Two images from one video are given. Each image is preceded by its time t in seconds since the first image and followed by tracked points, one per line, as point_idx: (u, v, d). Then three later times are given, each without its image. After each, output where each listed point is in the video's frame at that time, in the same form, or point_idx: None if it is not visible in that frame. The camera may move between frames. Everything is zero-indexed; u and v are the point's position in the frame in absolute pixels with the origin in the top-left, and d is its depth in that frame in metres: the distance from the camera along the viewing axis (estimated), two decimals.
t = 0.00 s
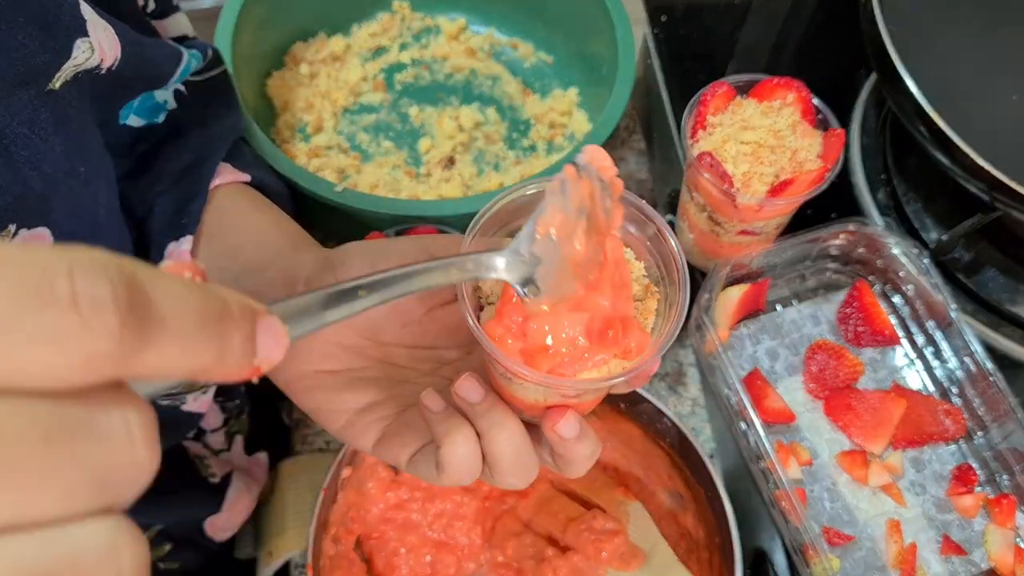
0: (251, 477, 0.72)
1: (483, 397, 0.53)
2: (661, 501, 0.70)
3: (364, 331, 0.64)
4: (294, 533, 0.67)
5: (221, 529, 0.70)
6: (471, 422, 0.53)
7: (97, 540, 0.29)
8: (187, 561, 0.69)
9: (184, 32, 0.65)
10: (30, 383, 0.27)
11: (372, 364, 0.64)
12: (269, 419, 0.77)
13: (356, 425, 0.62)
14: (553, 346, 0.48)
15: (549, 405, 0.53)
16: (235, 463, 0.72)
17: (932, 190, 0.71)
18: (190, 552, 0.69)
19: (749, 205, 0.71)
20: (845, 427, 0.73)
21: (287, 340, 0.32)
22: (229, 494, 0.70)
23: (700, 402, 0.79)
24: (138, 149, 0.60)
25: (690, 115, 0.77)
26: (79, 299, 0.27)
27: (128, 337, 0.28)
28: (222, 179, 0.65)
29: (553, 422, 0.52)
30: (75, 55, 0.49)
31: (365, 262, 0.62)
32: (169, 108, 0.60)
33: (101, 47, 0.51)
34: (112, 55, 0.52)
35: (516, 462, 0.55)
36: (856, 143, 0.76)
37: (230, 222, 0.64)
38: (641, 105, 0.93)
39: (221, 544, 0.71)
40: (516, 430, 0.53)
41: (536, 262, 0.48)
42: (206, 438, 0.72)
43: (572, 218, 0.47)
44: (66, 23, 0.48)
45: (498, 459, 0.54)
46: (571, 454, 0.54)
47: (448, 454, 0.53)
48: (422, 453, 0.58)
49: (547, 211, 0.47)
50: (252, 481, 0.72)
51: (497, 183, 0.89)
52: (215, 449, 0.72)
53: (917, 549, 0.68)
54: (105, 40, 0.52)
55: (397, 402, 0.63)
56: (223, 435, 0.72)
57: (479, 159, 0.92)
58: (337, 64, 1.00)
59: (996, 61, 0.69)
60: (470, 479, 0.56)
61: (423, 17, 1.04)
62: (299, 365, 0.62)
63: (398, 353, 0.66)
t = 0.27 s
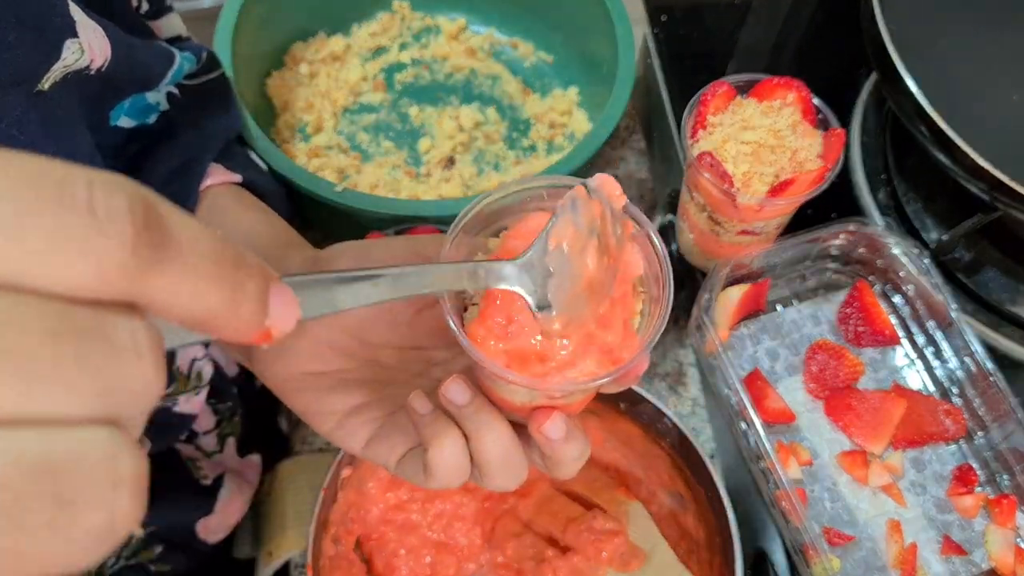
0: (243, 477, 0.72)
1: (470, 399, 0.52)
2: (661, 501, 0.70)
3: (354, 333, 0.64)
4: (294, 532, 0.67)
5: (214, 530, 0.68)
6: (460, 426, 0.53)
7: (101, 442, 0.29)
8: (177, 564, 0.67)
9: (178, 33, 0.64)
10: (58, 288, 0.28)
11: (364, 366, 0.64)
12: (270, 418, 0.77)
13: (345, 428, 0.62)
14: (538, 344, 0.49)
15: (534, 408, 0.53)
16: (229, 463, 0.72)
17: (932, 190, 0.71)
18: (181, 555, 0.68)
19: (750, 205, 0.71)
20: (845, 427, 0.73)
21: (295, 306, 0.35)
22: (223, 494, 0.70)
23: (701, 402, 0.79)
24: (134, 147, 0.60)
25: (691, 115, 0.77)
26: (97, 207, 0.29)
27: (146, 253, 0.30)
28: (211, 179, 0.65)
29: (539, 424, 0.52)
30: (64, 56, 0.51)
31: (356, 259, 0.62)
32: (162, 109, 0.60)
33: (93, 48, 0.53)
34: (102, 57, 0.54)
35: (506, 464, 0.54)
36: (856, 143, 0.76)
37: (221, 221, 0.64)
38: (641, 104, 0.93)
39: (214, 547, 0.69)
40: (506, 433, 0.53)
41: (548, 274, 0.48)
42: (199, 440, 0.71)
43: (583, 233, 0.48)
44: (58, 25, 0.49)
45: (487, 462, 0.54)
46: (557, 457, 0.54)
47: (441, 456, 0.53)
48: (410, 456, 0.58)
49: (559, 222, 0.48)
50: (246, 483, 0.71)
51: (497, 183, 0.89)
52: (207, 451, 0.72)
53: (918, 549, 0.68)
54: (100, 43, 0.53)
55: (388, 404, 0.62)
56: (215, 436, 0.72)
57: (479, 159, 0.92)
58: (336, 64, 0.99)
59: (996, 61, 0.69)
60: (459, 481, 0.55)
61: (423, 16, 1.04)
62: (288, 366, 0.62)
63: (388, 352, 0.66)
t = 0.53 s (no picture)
0: (250, 471, 0.72)
1: (497, 361, 0.53)
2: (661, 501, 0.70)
3: (381, 307, 0.63)
4: (295, 529, 0.69)
5: (222, 524, 0.68)
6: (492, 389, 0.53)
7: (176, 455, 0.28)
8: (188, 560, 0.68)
9: (178, 31, 0.65)
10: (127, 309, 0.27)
11: (388, 336, 0.64)
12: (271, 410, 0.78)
13: (372, 393, 0.63)
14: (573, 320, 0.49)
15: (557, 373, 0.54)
16: (235, 456, 0.72)
17: (932, 191, 0.71)
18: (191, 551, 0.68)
19: (749, 205, 0.71)
20: (846, 427, 0.73)
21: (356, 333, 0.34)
22: (232, 488, 0.69)
23: (700, 402, 0.79)
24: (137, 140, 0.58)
25: (691, 115, 0.77)
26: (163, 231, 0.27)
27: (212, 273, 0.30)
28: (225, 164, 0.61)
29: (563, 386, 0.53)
30: (73, 54, 0.48)
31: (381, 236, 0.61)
32: (168, 98, 0.58)
33: (101, 45, 0.49)
34: (112, 54, 0.50)
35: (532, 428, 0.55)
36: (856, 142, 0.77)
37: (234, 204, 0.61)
38: (641, 104, 0.93)
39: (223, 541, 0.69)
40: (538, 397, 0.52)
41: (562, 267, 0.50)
42: (205, 433, 0.70)
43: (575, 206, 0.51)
44: (66, 22, 0.47)
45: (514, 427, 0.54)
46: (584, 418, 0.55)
47: (472, 419, 0.53)
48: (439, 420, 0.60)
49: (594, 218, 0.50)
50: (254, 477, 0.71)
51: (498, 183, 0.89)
52: (215, 444, 0.70)
53: (918, 549, 0.68)
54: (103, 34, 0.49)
55: (415, 370, 0.64)
56: (222, 429, 0.70)
57: (479, 159, 0.92)
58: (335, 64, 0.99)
59: (997, 61, 0.69)
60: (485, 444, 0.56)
61: (423, 16, 1.04)
62: (315, 338, 0.59)
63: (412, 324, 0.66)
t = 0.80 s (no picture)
0: (262, 453, 0.77)
1: (525, 303, 0.58)
2: (661, 500, 0.71)
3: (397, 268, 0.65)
4: (296, 529, 0.69)
5: (236, 507, 0.73)
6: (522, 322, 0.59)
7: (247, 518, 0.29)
8: (203, 542, 0.72)
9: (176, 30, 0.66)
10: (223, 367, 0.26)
11: (427, 283, 0.67)
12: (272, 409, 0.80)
13: (412, 339, 0.68)
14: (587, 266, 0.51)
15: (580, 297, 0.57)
16: (247, 439, 0.76)
17: (928, 192, 0.73)
18: (205, 534, 0.72)
19: (746, 205, 0.71)
20: (842, 426, 0.74)
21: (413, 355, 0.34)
22: (244, 472, 0.74)
23: (698, 401, 0.80)
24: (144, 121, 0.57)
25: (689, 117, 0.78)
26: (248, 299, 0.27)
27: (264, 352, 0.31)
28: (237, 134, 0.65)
29: (587, 312, 0.57)
30: (69, 43, 0.50)
31: (404, 190, 0.60)
32: (167, 77, 0.59)
33: (93, 31, 0.51)
34: (105, 42, 0.53)
35: (561, 356, 0.61)
36: (852, 144, 0.77)
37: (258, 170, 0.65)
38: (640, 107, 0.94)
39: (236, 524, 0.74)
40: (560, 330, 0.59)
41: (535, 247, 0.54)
42: (220, 417, 0.74)
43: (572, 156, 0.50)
44: (58, 12, 0.48)
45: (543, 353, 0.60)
46: (606, 335, 0.60)
47: (504, 352, 0.60)
48: (477, 361, 0.67)
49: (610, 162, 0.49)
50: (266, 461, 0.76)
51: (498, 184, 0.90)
52: (228, 427, 0.74)
53: (914, 547, 0.69)
54: (97, 22, 0.52)
55: (449, 314, 0.68)
56: (238, 411, 0.75)
57: (480, 160, 0.93)
58: (337, 66, 1.00)
59: (991, 63, 0.70)
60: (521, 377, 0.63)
61: (424, 19, 1.05)
62: (352, 291, 0.64)
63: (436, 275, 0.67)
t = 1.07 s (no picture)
0: (263, 452, 0.76)
1: (523, 311, 0.59)
2: (661, 500, 0.71)
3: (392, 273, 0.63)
4: (296, 529, 0.69)
5: (239, 507, 0.73)
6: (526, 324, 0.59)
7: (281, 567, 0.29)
8: (206, 541, 0.72)
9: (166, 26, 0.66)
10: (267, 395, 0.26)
11: (421, 291, 0.66)
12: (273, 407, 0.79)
13: (406, 344, 0.66)
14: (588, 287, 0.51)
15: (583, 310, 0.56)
16: (248, 439, 0.75)
17: (928, 192, 0.73)
18: (208, 533, 0.72)
19: (746, 206, 0.71)
20: (842, 425, 0.74)
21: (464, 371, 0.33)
22: (246, 471, 0.73)
23: (698, 401, 0.80)
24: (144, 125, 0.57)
25: (689, 117, 0.78)
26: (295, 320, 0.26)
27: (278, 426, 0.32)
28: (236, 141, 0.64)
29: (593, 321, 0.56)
30: (76, 50, 0.49)
31: (402, 205, 0.59)
32: (167, 81, 0.58)
33: (99, 38, 0.50)
34: (110, 47, 0.52)
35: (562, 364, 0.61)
36: (852, 144, 0.77)
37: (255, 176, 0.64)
38: (639, 107, 0.94)
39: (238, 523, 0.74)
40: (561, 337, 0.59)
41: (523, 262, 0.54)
42: (221, 417, 0.74)
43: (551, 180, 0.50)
44: (63, 18, 0.47)
45: (543, 360, 0.60)
46: (606, 345, 0.59)
47: (503, 357, 0.60)
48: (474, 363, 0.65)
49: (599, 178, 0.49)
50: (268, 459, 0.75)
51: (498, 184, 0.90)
52: (229, 427, 0.74)
53: (914, 547, 0.69)
54: (103, 29, 0.51)
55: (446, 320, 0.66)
56: (238, 411, 0.75)
57: (480, 160, 0.93)
58: (337, 66, 1.00)
59: (991, 64, 0.70)
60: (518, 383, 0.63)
61: (424, 19, 1.05)
62: (347, 298, 0.63)
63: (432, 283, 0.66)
